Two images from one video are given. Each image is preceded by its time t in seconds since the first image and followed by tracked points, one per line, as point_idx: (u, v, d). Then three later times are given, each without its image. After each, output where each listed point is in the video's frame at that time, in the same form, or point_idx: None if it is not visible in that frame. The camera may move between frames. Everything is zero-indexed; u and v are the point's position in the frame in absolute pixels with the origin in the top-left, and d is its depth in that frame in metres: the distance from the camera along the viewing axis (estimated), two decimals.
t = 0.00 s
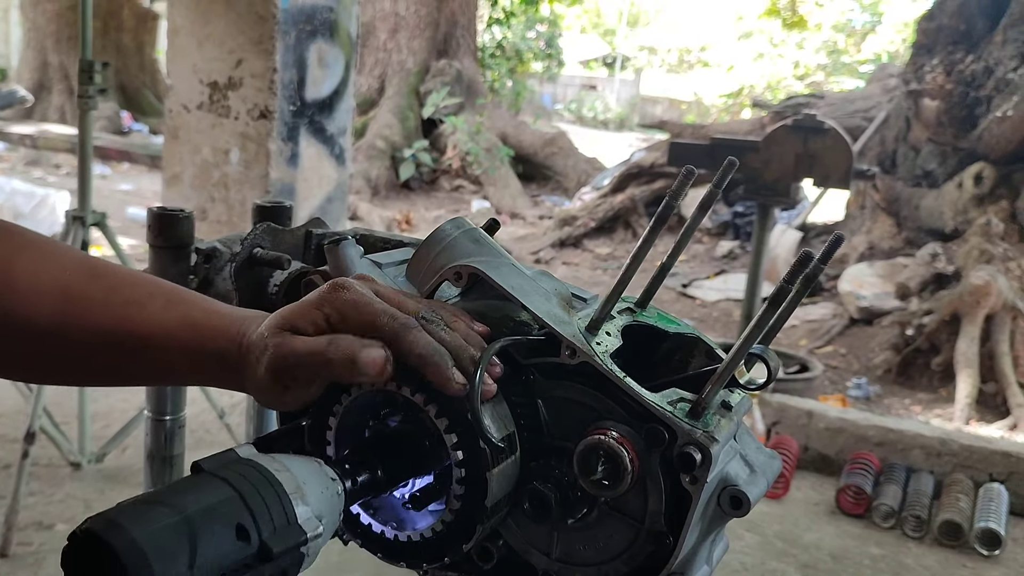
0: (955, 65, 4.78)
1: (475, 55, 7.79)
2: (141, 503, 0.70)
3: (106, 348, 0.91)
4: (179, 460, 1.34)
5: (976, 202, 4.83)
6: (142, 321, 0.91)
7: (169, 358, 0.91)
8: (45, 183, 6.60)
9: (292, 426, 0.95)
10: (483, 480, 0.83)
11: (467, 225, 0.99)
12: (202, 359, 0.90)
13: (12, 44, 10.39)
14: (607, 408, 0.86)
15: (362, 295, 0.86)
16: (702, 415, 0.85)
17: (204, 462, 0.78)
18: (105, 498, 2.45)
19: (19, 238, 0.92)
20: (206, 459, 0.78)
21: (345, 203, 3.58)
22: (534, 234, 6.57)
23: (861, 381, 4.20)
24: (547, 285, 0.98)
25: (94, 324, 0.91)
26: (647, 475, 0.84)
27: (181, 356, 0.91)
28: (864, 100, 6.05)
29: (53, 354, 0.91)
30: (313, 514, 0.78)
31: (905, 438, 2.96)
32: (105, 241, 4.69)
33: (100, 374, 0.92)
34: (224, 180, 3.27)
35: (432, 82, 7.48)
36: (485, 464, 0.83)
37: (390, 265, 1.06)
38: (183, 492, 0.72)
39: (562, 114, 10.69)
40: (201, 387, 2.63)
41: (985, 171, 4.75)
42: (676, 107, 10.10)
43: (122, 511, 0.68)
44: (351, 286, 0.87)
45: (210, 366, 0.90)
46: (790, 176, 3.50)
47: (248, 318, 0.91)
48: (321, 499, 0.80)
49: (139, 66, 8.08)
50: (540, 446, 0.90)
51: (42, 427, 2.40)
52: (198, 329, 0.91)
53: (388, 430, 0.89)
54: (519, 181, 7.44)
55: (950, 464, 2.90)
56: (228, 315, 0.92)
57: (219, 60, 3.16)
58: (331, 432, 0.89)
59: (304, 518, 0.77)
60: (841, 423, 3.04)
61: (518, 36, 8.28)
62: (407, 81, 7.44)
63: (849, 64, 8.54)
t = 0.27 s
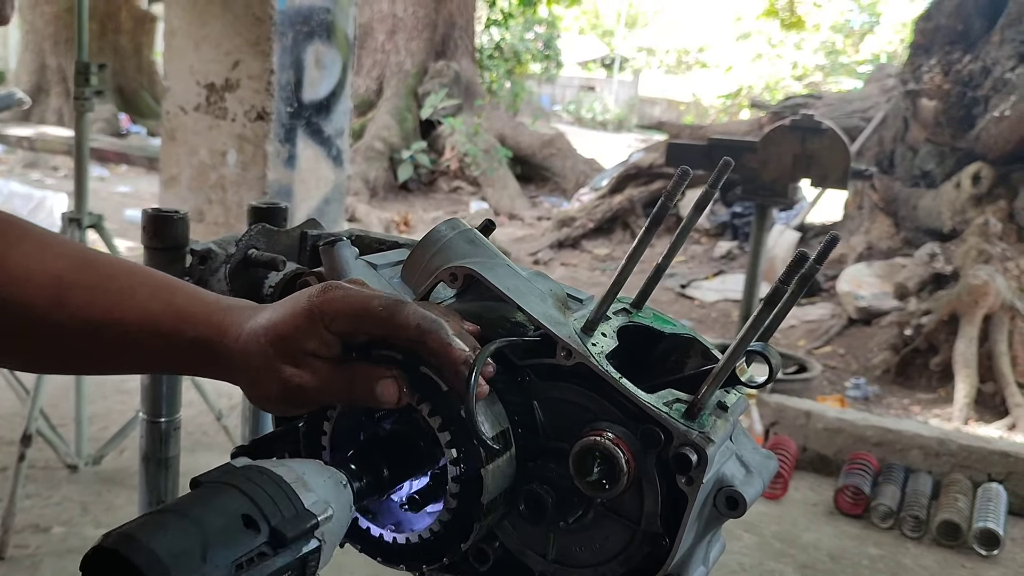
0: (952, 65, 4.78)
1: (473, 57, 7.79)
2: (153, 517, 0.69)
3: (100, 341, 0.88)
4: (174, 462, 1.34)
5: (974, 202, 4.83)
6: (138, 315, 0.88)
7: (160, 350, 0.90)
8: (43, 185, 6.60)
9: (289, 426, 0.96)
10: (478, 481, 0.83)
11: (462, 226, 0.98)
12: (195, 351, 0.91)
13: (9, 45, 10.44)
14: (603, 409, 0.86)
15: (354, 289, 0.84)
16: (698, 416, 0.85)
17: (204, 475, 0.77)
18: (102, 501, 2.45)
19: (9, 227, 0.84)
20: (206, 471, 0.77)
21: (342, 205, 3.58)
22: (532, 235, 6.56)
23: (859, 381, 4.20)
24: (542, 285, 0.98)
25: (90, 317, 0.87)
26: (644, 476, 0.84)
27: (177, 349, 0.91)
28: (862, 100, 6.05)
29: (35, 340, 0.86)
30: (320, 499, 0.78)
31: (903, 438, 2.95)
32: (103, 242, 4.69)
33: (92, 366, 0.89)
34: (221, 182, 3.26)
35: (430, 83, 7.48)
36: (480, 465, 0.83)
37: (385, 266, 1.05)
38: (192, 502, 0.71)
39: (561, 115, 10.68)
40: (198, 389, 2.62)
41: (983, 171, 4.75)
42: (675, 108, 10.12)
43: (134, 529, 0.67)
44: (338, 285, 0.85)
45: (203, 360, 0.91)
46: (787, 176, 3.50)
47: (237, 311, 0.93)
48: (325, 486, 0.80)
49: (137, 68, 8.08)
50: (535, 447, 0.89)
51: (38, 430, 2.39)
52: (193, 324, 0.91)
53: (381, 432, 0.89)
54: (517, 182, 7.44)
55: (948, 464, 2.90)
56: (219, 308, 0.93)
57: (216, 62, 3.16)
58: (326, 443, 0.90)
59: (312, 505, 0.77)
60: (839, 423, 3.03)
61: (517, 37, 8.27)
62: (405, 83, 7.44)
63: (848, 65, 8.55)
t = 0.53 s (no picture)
0: (950, 65, 4.77)
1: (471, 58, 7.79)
2: (154, 522, 0.68)
3: (93, 346, 0.96)
4: (171, 464, 1.33)
5: (972, 202, 4.83)
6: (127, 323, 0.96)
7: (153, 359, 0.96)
8: (42, 188, 6.59)
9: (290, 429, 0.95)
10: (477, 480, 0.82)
11: (460, 227, 0.98)
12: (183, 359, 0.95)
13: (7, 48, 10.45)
14: (602, 408, 0.85)
15: (342, 296, 0.84)
16: (697, 415, 0.85)
17: (211, 475, 0.76)
18: (100, 504, 2.44)
19: (11, 239, 1.00)
20: (213, 472, 0.76)
21: (340, 206, 3.58)
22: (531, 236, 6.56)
23: (858, 381, 4.20)
24: (540, 286, 0.97)
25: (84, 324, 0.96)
26: (643, 476, 0.83)
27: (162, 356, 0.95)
28: (860, 100, 6.05)
29: (38, 347, 0.97)
30: (324, 516, 0.77)
31: (902, 438, 2.95)
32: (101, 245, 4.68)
33: (89, 372, 0.98)
34: (219, 184, 3.25)
35: (428, 85, 7.47)
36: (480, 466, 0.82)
37: (382, 267, 1.05)
38: (195, 507, 0.70)
39: (559, 117, 10.68)
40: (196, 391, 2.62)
41: (981, 171, 4.76)
42: (673, 109, 10.12)
43: (135, 533, 0.66)
44: (326, 291, 0.86)
45: (191, 370, 0.94)
46: (785, 177, 3.50)
47: (229, 322, 0.95)
48: (330, 501, 0.78)
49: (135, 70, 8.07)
50: (534, 448, 0.89)
51: (36, 433, 2.39)
52: (177, 332, 0.95)
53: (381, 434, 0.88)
54: (516, 183, 7.43)
55: (947, 464, 2.90)
56: (210, 319, 0.96)
57: (214, 63, 3.15)
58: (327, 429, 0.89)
59: (316, 522, 0.76)
60: (838, 424, 3.03)
61: (515, 38, 8.25)
62: (403, 84, 7.44)
63: (846, 65, 8.56)
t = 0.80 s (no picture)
0: (949, 65, 4.76)
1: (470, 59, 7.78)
2: (151, 525, 0.68)
3: (92, 346, 0.96)
4: (170, 466, 1.33)
5: (971, 202, 4.83)
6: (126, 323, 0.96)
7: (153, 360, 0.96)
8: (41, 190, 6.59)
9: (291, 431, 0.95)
10: (477, 481, 0.82)
11: (459, 228, 0.98)
12: (182, 361, 0.94)
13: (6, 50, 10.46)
14: (601, 409, 0.85)
15: (345, 300, 0.84)
16: (696, 415, 0.85)
17: (208, 479, 0.76)
18: (99, 506, 2.44)
19: (13, 238, 1.00)
20: (210, 476, 0.76)
21: (340, 208, 3.58)
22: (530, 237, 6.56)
23: (858, 382, 4.20)
24: (540, 288, 0.97)
25: (83, 324, 0.96)
26: (642, 477, 0.83)
27: (161, 357, 0.95)
28: (858, 101, 6.06)
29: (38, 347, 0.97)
30: (321, 519, 0.77)
31: (901, 439, 2.95)
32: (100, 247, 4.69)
33: (86, 372, 0.98)
34: (217, 186, 3.25)
35: (427, 86, 7.47)
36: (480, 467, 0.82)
37: (382, 269, 1.05)
38: (191, 512, 0.70)
39: (558, 118, 10.69)
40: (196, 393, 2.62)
41: (980, 171, 4.76)
42: (673, 109, 10.12)
43: (131, 535, 0.67)
44: (329, 295, 0.85)
45: (191, 372, 0.94)
46: (784, 177, 3.51)
47: (232, 324, 0.95)
48: (328, 504, 0.78)
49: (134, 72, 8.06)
50: (534, 449, 0.89)
51: (35, 435, 2.39)
52: (178, 334, 0.95)
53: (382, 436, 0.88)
54: (515, 184, 7.43)
55: (946, 464, 2.90)
56: (212, 321, 0.96)
57: (212, 65, 3.15)
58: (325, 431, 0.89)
59: (312, 525, 0.75)
60: (838, 424, 3.03)
61: (514, 40, 8.29)
62: (402, 86, 7.44)
63: (845, 65, 8.56)
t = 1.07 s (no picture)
0: (947, 65, 4.75)
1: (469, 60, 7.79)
2: (148, 525, 0.69)
3: (94, 344, 0.97)
4: (171, 469, 1.34)
5: (970, 202, 4.84)
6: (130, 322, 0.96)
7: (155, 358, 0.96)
8: (41, 193, 6.59)
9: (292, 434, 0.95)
10: (477, 483, 0.82)
11: (459, 231, 0.98)
12: (184, 362, 0.95)
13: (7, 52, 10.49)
14: (600, 412, 0.86)
15: (348, 307, 0.84)
16: (695, 417, 0.85)
17: (207, 480, 0.77)
18: (100, 508, 2.45)
19: (16, 234, 0.99)
20: (209, 477, 0.77)
21: (339, 210, 3.58)
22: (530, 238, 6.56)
23: (857, 382, 4.20)
24: (539, 291, 0.98)
25: (86, 322, 0.96)
26: (642, 479, 0.83)
27: (163, 357, 0.96)
28: (857, 101, 6.06)
29: (41, 343, 0.97)
30: (318, 520, 0.77)
31: (901, 438, 2.96)
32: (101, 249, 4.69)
33: (89, 368, 0.98)
34: (217, 188, 3.25)
35: (426, 87, 7.48)
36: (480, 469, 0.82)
37: (382, 272, 1.06)
38: (187, 510, 0.71)
39: (558, 118, 10.69)
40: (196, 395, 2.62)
41: (979, 171, 4.76)
42: (672, 110, 10.12)
43: (128, 535, 0.67)
44: (332, 301, 0.85)
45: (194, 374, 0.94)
46: (783, 178, 3.51)
47: (236, 326, 0.95)
48: (325, 505, 0.78)
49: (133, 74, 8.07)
50: (533, 451, 0.89)
51: (35, 438, 2.39)
52: (181, 334, 0.95)
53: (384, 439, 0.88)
54: (514, 185, 7.44)
55: (946, 464, 2.90)
56: (216, 322, 0.96)
57: (211, 68, 3.15)
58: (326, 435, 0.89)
59: (309, 526, 0.76)
60: (837, 424, 3.04)
61: (513, 40, 8.29)
62: (401, 87, 7.44)
63: (844, 65, 8.57)
